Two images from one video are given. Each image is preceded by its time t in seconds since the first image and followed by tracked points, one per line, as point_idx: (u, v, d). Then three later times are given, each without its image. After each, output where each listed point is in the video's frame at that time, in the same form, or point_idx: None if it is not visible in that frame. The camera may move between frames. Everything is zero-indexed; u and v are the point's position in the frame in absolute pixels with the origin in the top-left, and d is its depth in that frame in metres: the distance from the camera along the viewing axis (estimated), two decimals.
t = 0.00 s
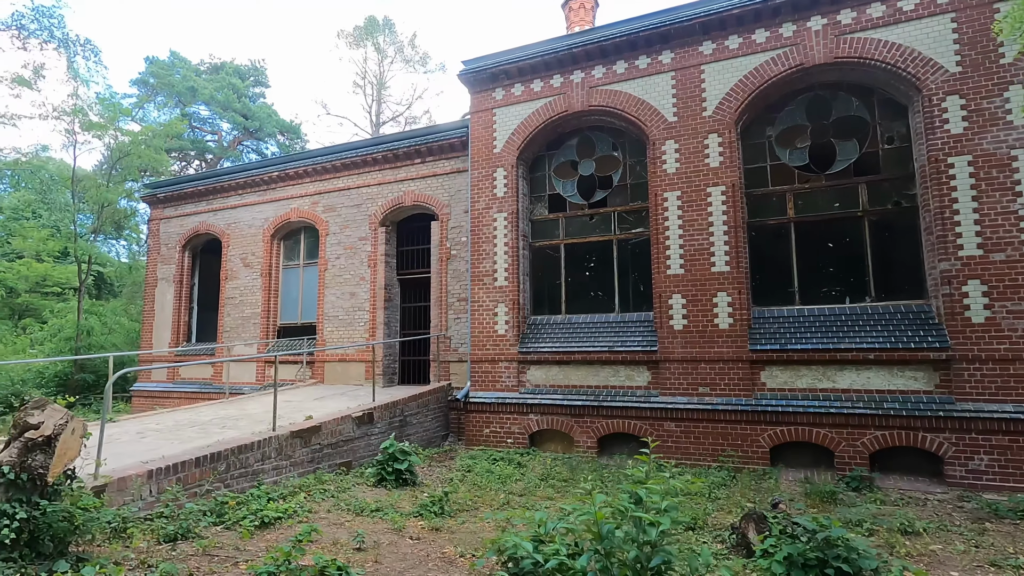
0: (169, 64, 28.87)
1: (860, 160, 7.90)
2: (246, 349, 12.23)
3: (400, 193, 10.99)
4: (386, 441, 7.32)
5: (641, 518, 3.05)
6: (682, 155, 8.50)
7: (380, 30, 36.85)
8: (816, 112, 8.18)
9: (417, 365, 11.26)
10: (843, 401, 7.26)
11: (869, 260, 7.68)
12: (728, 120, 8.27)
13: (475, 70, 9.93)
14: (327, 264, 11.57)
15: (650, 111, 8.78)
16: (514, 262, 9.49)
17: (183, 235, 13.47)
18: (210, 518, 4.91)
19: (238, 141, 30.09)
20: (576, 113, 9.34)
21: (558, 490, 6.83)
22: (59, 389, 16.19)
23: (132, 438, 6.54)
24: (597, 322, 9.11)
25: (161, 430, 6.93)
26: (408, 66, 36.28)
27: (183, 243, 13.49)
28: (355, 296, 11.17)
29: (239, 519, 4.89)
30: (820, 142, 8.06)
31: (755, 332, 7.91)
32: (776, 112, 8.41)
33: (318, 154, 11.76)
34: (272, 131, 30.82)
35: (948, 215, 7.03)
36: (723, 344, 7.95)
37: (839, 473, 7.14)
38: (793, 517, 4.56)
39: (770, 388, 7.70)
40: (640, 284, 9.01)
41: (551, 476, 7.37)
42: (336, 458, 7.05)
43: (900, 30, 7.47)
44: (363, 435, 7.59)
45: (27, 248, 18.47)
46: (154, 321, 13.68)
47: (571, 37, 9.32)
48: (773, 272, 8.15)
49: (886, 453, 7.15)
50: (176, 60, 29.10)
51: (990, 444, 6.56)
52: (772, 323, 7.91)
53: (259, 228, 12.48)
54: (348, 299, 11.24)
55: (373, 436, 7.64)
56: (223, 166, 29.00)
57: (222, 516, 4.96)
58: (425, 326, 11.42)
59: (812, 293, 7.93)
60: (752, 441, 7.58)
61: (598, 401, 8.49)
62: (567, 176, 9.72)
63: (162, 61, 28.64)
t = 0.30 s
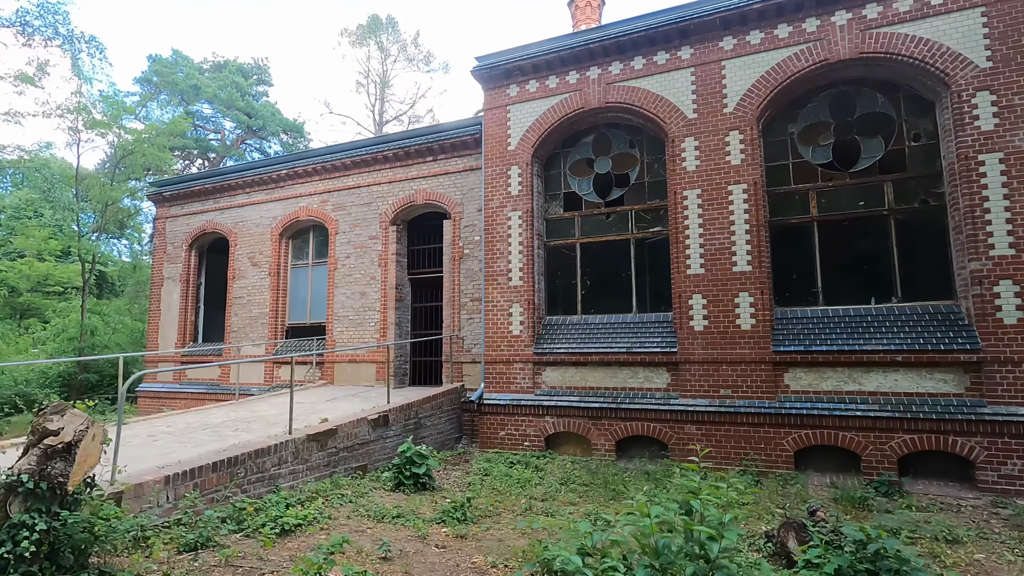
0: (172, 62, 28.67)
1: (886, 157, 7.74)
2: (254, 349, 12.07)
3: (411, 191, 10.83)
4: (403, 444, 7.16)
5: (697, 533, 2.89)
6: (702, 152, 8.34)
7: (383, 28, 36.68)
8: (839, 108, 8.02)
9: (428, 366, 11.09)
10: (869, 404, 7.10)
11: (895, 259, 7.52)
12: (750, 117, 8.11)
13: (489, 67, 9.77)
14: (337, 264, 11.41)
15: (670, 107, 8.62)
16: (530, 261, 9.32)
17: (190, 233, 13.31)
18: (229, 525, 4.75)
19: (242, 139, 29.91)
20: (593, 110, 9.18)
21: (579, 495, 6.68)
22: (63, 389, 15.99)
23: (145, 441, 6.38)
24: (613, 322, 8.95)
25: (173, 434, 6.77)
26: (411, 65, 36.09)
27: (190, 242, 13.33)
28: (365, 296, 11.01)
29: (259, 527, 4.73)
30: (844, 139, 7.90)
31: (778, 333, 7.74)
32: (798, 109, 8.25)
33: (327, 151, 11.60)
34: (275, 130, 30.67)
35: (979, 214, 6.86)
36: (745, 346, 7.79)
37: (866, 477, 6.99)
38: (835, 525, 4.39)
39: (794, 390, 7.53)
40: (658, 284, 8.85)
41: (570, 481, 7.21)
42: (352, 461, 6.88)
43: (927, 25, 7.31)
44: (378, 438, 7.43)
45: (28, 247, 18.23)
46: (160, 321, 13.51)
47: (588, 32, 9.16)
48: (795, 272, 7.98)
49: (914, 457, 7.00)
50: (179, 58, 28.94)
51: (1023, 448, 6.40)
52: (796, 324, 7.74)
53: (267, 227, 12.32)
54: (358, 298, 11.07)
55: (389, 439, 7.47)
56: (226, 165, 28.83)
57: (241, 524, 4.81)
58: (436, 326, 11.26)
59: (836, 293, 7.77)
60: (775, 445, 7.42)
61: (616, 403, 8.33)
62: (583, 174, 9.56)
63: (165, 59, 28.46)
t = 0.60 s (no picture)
0: (176, 60, 28.50)
1: (910, 156, 7.62)
2: (262, 349, 11.94)
3: (423, 189, 10.72)
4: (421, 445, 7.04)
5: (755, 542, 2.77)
6: (721, 150, 8.22)
7: (387, 28, 36.60)
8: (862, 106, 7.91)
9: (439, 366, 10.97)
10: (895, 406, 6.99)
11: (920, 259, 7.40)
12: (771, 115, 7.99)
13: (504, 63, 9.66)
14: (347, 262, 11.29)
15: (688, 105, 8.51)
16: (544, 260, 9.20)
17: (197, 232, 13.19)
18: (250, 529, 4.63)
19: (245, 138, 29.78)
20: (609, 107, 9.06)
21: (600, 498, 6.57)
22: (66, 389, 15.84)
23: (158, 442, 6.25)
24: (630, 322, 8.83)
25: (187, 434, 6.64)
26: (415, 64, 36.00)
27: (197, 240, 13.20)
28: (376, 295, 10.88)
29: (281, 532, 4.61)
30: (867, 137, 7.79)
31: (800, 333, 7.62)
32: (820, 107, 8.13)
33: (337, 149, 11.48)
34: (279, 128, 30.54)
35: (1007, 213, 6.74)
36: (766, 347, 7.67)
37: (892, 481, 6.87)
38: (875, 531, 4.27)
39: (816, 392, 7.42)
40: (676, 284, 8.73)
41: (589, 484, 7.10)
42: (369, 463, 6.77)
43: (954, 21, 7.20)
44: (394, 440, 7.30)
45: (30, 246, 18.00)
46: (166, 320, 13.37)
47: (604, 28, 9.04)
48: (817, 272, 7.86)
49: (940, 460, 6.88)
50: (182, 56, 28.81)
51: None
52: (818, 324, 7.62)
53: (276, 225, 12.20)
54: (369, 298, 10.95)
55: (405, 441, 7.35)
56: (229, 164, 28.69)
57: (262, 528, 4.69)
58: (447, 326, 11.13)
59: (859, 293, 7.65)
60: (798, 447, 7.30)
61: (634, 405, 8.21)
62: (599, 172, 9.44)
63: (169, 57, 28.32)
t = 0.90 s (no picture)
0: (179, 61, 28.35)
1: (936, 154, 7.51)
2: (272, 350, 11.81)
3: (436, 189, 10.60)
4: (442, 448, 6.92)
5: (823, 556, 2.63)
6: (743, 149, 8.11)
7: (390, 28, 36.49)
8: (886, 103, 7.79)
9: (452, 368, 10.85)
10: (923, 408, 6.87)
11: (947, 258, 7.29)
12: (794, 112, 7.87)
13: (519, 61, 9.55)
14: (358, 263, 11.17)
15: (708, 103, 8.39)
16: (561, 260, 9.08)
17: (206, 232, 13.08)
18: (276, 536, 4.52)
19: (249, 139, 29.65)
20: (627, 106, 8.94)
21: (625, 502, 6.44)
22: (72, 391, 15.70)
23: (176, 446, 6.13)
24: (649, 323, 8.71)
25: (204, 438, 6.52)
26: (418, 64, 35.90)
27: (205, 241, 13.09)
28: (388, 296, 10.76)
29: (308, 539, 4.49)
30: (892, 135, 7.68)
31: (824, 334, 7.50)
32: (843, 104, 8.01)
33: (348, 149, 11.38)
34: (283, 129, 30.42)
35: None
36: (790, 348, 7.55)
37: (921, 485, 6.75)
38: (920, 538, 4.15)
39: (842, 394, 7.30)
40: (696, 284, 8.61)
41: (612, 488, 6.98)
42: (389, 467, 6.64)
43: (981, 17, 7.08)
44: (413, 443, 7.17)
45: (33, 247, 17.83)
46: (174, 321, 13.24)
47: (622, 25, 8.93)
48: (841, 272, 7.73)
49: (970, 463, 6.76)
50: (186, 56, 28.69)
51: None
52: (842, 325, 7.50)
53: (286, 226, 12.08)
54: (381, 299, 10.83)
55: (424, 444, 7.23)
56: (233, 165, 28.57)
57: (289, 535, 4.57)
58: (459, 328, 11.00)
59: (884, 293, 7.53)
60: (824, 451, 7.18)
61: (654, 407, 8.09)
62: (616, 171, 9.31)
63: (172, 58, 28.20)
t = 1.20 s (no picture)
0: (185, 61, 28.27)
1: (964, 152, 7.38)
2: (284, 352, 11.71)
3: (450, 188, 10.49)
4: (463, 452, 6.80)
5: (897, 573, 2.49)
6: (765, 148, 7.98)
7: (395, 28, 36.41)
8: (912, 101, 7.66)
9: (466, 370, 10.73)
10: (954, 411, 6.73)
11: (976, 258, 7.15)
12: (818, 110, 7.74)
13: (535, 59, 9.42)
14: (371, 263, 11.06)
15: (730, 100, 8.26)
16: (579, 261, 8.95)
17: (216, 233, 12.99)
18: (302, 544, 4.40)
19: (254, 139, 29.57)
20: (646, 104, 8.81)
21: (650, 507, 6.31)
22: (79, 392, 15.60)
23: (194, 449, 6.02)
24: (668, 325, 8.58)
25: (221, 441, 6.41)
26: (424, 64, 35.81)
27: (215, 241, 13.00)
28: (401, 297, 10.65)
29: (334, 549, 4.37)
30: (918, 134, 7.55)
31: (850, 336, 7.36)
32: (868, 102, 7.88)
33: (360, 149, 11.28)
34: (289, 129, 30.35)
35: None
36: (815, 350, 7.42)
37: (952, 491, 6.61)
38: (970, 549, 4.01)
39: (869, 397, 7.16)
40: (716, 285, 8.47)
41: (635, 493, 6.86)
42: (409, 471, 6.53)
43: (1012, 13, 6.94)
44: (432, 447, 7.05)
45: (39, 248, 17.73)
46: (184, 323, 13.15)
47: (641, 22, 8.80)
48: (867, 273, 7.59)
49: (1003, 468, 6.62)
50: (192, 56, 28.62)
51: None
52: (868, 327, 7.37)
53: (297, 226, 11.98)
54: (394, 300, 10.72)
55: (443, 448, 7.11)
56: (239, 165, 28.49)
57: (315, 542, 4.45)
58: (473, 329, 10.89)
59: (911, 294, 7.40)
60: (851, 455, 7.05)
61: (675, 410, 7.97)
62: (634, 171, 9.19)
63: (178, 58, 28.13)
